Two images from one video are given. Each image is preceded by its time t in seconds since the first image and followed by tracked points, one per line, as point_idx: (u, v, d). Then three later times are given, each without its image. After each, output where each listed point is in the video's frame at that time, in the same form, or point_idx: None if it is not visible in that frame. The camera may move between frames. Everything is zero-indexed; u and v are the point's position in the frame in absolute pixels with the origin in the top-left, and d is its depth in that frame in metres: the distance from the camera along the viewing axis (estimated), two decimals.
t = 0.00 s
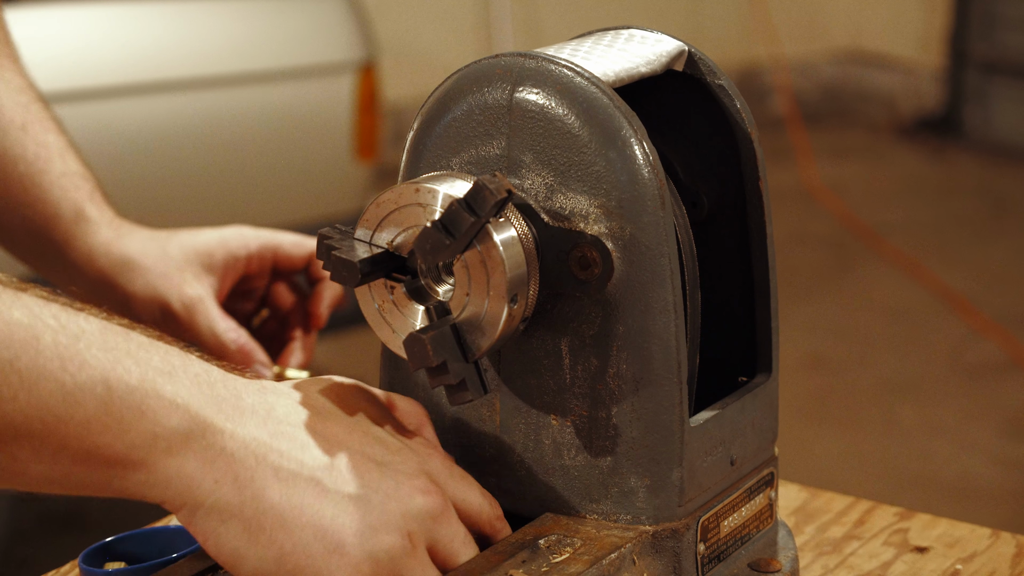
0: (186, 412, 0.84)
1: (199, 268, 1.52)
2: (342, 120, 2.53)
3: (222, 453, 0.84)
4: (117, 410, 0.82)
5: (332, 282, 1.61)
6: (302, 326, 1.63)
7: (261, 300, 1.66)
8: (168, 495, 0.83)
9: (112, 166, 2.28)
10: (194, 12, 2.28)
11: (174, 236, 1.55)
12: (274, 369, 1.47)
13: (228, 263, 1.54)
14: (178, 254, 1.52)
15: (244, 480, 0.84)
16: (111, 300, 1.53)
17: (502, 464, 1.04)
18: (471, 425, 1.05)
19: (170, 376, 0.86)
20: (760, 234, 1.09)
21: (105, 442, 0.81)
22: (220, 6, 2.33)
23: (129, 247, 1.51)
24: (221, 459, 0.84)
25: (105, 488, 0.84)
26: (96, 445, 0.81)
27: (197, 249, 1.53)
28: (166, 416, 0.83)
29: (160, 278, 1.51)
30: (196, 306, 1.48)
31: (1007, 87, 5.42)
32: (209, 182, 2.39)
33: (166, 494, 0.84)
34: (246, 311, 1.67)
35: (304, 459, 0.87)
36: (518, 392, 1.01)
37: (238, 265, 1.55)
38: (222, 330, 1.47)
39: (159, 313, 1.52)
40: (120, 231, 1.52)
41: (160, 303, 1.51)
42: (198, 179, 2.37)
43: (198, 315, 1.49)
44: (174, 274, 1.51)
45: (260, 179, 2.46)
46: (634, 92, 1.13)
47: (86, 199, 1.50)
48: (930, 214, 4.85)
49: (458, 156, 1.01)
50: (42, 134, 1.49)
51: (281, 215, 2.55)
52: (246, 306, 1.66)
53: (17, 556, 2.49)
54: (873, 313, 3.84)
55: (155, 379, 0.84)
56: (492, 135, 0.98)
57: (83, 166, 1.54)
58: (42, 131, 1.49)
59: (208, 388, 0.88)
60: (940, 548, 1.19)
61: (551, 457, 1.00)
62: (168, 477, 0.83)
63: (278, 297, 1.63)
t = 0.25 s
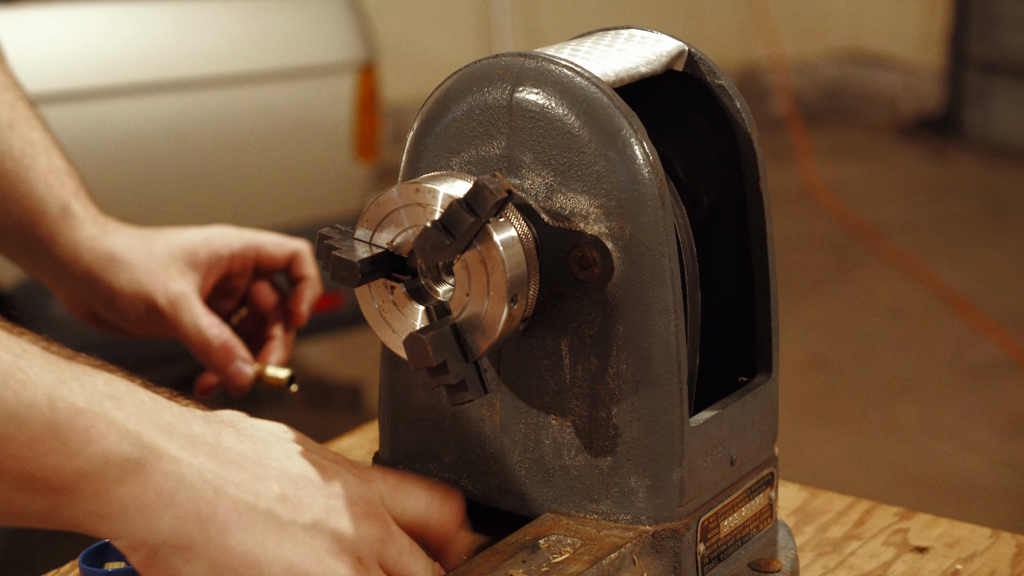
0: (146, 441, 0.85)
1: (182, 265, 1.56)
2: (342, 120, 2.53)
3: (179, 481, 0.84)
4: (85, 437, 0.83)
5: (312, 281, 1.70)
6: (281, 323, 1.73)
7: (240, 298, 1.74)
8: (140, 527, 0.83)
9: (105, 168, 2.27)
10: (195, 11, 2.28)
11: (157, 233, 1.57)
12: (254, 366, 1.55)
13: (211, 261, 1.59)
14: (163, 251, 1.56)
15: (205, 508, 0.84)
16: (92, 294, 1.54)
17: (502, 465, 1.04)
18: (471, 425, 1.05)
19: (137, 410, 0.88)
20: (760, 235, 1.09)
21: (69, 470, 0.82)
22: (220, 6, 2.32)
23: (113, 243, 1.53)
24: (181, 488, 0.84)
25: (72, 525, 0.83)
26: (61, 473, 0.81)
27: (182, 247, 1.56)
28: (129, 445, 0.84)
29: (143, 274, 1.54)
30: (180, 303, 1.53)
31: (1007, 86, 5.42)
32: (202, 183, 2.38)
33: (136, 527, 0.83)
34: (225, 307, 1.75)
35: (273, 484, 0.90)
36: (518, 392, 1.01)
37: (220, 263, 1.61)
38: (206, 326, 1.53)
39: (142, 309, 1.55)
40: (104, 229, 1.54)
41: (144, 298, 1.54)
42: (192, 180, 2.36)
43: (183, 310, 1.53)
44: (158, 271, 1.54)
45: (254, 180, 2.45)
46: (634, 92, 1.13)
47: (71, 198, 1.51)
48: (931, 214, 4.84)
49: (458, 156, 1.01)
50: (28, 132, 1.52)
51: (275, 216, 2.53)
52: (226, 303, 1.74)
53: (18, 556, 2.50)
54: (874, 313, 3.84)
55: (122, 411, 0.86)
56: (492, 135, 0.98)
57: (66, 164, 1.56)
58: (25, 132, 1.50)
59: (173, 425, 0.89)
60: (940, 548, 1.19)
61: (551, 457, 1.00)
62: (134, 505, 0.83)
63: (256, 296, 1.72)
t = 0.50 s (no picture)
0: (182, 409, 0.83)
1: (182, 280, 1.52)
2: (342, 120, 2.53)
3: (215, 452, 0.83)
4: (118, 402, 0.80)
5: (312, 298, 1.64)
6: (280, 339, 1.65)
7: (240, 313, 1.67)
8: (165, 499, 0.81)
9: (105, 167, 2.26)
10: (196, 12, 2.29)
11: (157, 246, 1.53)
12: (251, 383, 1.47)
13: (211, 276, 1.54)
14: (162, 264, 1.51)
15: (235, 480, 0.83)
16: (92, 306, 1.52)
17: (502, 465, 1.04)
18: (471, 425, 1.05)
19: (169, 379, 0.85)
20: (760, 235, 1.09)
21: (96, 440, 0.79)
22: (219, 7, 2.33)
23: (114, 254, 1.50)
24: (212, 459, 0.82)
25: (90, 496, 0.81)
26: (87, 442, 0.79)
27: (182, 261, 1.52)
28: (162, 413, 0.82)
29: (144, 287, 1.50)
30: (178, 317, 1.49)
31: (1007, 87, 5.43)
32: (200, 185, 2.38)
33: (161, 500, 0.81)
34: (225, 324, 1.68)
35: (299, 460, 0.88)
36: (518, 392, 1.01)
37: (220, 279, 1.56)
38: (202, 342, 1.47)
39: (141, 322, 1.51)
40: (106, 239, 1.50)
41: (143, 312, 1.51)
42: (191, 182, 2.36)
43: (181, 326, 1.49)
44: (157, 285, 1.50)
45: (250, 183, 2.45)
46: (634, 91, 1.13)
47: (74, 207, 1.48)
48: (931, 214, 4.84)
49: (457, 157, 1.01)
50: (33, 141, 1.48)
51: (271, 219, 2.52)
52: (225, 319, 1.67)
53: (17, 556, 2.49)
54: (874, 313, 3.84)
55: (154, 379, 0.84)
56: (492, 135, 0.98)
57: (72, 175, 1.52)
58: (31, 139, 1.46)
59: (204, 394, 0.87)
60: (940, 548, 1.19)
61: (551, 457, 1.00)
62: (163, 476, 0.81)
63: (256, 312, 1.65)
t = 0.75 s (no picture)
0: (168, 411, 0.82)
1: (194, 281, 1.51)
2: (342, 119, 2.53)
3: (203, 450, 0.83)
4: (108, 407, 0.79)
5: (326, 302, 1.61)
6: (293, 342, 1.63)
7: (254, 317, 1.65)
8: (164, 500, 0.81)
9: (106, 166, 2.27)
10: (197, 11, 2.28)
11: (171, 247, 1.53)
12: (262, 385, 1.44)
13: (223, 277, 1.53)
14: (174, 265, 1.51)
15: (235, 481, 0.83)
16: (103, 306, 1.51)
17: (502, 465, 1.04)
18: (470, 425, 1.05)
19: (158, 378, 0.85)
20: (760, 235, 1.09)
21: (85, 443, 0.78)
22: (221, 6, 2.32)
23: (126, 255, 1.50)
24: (201, 460, 0.82)
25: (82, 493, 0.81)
26: (75, 446, 0.78)
27: (195, 262, 1.51)
28: (151, 414, 0.81)
29: (155, 287, 1.49)
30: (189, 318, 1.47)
31: (1007, 87, 5.43)
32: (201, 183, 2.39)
33: (160, 500, 0.81)
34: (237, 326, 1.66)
35: (290, 448, 0.89)
36: (518, 392, 1.01)
37: (233, 280, 1.54)
38: (213, 343, 1.46)
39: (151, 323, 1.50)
40: (118, 241, 1.50)
41: (153, 312, 1.50)
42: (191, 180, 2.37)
43: (191, 326, 1.48)
44: (169, 286, 1.49)
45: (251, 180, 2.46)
46: (634, 91, 1.13)
47: (85, 208, 1.49)
48: (931, 214, 4.84)
49: (458, 157, 1.01)
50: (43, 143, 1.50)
51: (269, 214, 2.54)
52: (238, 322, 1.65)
53: (17, 556, 2.49)
54: (874, 313, 3.84)
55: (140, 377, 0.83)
56: (492, 135, 0.98)
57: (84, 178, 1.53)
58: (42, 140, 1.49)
59: (193, 390, 0.87)
60: (940, 548, 1.19)
61: (551, 457, 1.00)
62: (155, 477, 0.81)
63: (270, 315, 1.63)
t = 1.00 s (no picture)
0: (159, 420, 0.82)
1: (186, 273, 1.50)
2: (342, 119, 2.53)
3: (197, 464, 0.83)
4: (99, 417, 0.80)
5: (322, 290, 1.58)
6: (291, 332, 1.60)
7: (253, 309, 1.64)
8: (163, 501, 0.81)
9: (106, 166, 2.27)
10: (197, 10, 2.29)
11: (163, 238, 1.52)
12: (255, 378, 1.42)
13: (216, 267, 1.52)
14: (167, 257, 1.50)
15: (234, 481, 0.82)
16: (96, 299, 1.51)
17: (502, 464, 1.04)
18: (470, 425, 1.05)
19: (158, 387, 0.84)
20: (760, 235, 1.09)
21: (78, 451, 0.79)
22: (222, 7, 2.33)
23: (118, 246, 1.49)
24: (190, 473, 0.82)
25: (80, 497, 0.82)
26: (67, 453, 0.79)
27: (186, 254, 1.51)
28: (141, 426, 0.81)
29: (146, 279, 1.49)
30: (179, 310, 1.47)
31: (1006, 87, 5.43)
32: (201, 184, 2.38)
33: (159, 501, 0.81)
34: (235, 317, 1.63)
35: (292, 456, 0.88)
36: (518, 392, 1.01)
37: (226, 271, 1.53)
38: (203, 335, 1.45)
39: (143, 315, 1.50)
40: (110, 231, 1.50)
41: (144, 305, 1.49)
42: (191, 182, 2.37)
43: (182, 318, 1.47)
44: (161, 278, 1.49)
45: (252, 181, 2.45)
46: (634, 92, 1.13)
47: (77, 199, 1.49)
48: (931, 214, 4.84)
49: (458, 157, 1.01)
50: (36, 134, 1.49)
51: (271, 217, 2.53)
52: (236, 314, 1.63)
53: (17, 556, 2.49)
54: (874, 313, 3.84)
55: (138, 385, 0.83)
56: (492, 135, 0.98)
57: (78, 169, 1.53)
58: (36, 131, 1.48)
59: (193, 396, 0.86)
60: (940, 548, 1.18)
61: (551, 457, 1.00)
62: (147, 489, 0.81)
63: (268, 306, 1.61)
